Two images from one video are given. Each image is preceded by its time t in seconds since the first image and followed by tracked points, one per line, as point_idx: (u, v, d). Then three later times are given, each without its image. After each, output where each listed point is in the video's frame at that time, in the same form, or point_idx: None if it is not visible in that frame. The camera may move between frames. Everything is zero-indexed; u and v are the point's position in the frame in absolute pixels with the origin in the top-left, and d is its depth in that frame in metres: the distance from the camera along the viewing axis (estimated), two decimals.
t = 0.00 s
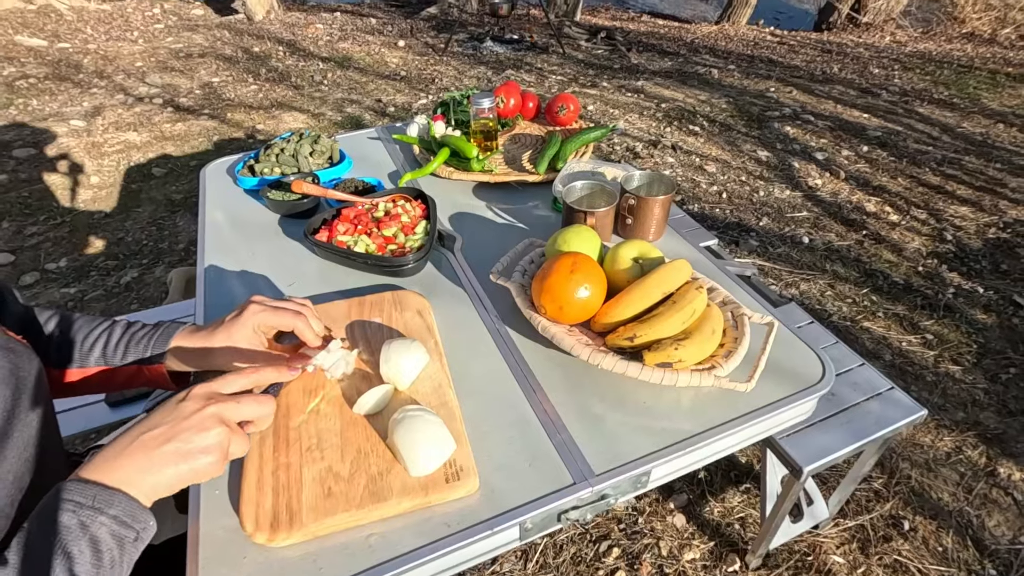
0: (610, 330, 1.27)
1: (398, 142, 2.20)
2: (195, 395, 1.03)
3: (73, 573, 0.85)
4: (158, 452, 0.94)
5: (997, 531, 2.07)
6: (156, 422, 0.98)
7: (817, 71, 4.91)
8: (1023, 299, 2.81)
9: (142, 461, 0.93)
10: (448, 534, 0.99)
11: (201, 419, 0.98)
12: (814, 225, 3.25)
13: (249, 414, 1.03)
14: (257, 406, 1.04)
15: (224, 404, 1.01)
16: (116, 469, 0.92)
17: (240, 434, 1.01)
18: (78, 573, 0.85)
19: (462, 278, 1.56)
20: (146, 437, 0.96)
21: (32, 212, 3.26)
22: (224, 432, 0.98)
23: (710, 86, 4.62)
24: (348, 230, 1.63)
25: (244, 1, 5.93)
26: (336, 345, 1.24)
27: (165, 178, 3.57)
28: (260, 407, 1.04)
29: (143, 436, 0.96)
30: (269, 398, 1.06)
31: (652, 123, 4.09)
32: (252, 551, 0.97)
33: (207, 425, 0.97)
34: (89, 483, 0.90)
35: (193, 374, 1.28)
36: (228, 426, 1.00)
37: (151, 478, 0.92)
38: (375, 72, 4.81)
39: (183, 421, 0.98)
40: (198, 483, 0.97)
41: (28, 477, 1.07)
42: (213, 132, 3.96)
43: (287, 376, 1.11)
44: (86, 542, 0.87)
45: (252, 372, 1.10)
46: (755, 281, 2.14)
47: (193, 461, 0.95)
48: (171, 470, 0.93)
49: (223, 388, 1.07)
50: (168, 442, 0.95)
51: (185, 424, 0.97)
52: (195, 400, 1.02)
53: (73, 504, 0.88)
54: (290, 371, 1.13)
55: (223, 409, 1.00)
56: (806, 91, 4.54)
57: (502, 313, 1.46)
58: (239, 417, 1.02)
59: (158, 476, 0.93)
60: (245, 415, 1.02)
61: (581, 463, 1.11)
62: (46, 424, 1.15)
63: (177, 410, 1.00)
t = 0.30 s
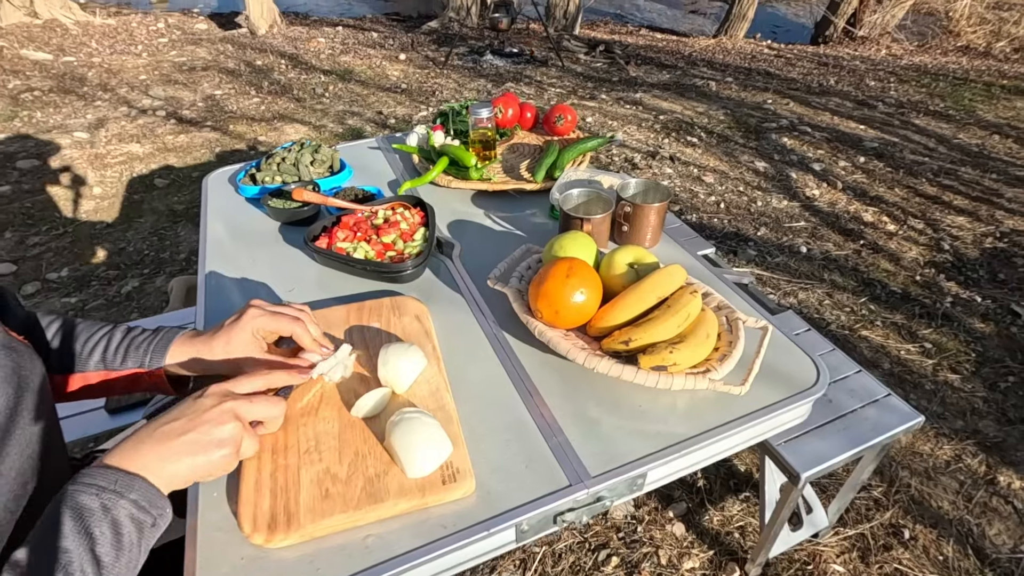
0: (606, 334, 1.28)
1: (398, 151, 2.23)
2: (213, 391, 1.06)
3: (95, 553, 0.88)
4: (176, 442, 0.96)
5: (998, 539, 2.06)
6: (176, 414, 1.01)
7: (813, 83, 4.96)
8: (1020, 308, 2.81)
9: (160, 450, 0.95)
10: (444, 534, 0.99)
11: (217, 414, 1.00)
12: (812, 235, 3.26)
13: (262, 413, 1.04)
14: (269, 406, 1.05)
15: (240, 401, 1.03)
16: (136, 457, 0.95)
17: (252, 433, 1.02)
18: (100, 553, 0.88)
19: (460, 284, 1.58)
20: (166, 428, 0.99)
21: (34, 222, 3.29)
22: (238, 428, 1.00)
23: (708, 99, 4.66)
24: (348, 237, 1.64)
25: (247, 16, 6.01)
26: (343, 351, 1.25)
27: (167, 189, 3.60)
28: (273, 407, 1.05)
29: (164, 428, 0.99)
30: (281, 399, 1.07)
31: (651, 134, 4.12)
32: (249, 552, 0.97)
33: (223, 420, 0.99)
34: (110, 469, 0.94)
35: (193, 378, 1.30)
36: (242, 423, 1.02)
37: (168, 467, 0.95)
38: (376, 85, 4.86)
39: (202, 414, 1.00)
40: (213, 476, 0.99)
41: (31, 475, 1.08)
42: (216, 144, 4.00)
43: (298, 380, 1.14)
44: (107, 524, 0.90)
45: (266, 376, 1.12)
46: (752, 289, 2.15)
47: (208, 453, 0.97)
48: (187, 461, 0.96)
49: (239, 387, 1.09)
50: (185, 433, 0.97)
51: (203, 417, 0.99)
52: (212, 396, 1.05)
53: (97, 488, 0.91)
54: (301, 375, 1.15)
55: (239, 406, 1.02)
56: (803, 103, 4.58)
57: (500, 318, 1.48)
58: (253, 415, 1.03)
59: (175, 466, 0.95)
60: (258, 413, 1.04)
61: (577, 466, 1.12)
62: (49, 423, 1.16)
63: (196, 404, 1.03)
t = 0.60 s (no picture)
0: (604, 338, 1.29)
1: (399, 160, 2.24)
2: (159, 417, 1.00)
3: None
4: (119, 480, 0.91)
5: (1000, 547, 2.05)
6: (118, 446, 0.95)
7: (811, 94, 5.00)
8: (1019, 315, 2.82)
9: (102, 490, 0.90)
10: (444, 535, 1.00)
11: (165, 443, 0.95)
12: (810, 243, 3.28)
13: (217, 435, 0.99)
14: (225, 424, 1.00)
15: (190, 425, 0.98)
16: (73, 500, 0.89)
17: (207, 457, 0.97)
18: None
19: (460, 289, 1.59)
20: (107, 463, 0.93)
21: (37, 231, 3.31)
22: (189, 457, 0.95)
23: (706, 109, 4.70)
24: (349, 243, 1.66)
25: (250, 28, 6.08)
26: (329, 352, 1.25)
27: (169, 199, 3.62)
28: (229, 425, 1.00)
29: (104, 463, 0.93)
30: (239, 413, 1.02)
31: (649, 144, 4.15)
32: (249, 552, 0.97)
33: (172, 450, 0.94)
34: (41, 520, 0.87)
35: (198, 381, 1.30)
36: (193, 449, 0.97)
37: (111, 507, 0.90)
38: (378, 96, 4.91)
39: (145, 446, 0.95)
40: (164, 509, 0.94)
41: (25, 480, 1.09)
42: (218, 154, 4.03)
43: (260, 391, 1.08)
44: None
45: (225, 389, 1.06)
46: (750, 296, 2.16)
47: (157, 488, 0.92)
48: (133, 498, 0.91)
49: (192, 407, 1.04)
50: (129, 469, 0.92)
51: (147, 449, 0.94)
52: (159, 422, 0.99)
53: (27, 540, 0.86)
54: (263, 386, 1.10)
55: (189, 432, 0.97)
56: (801, 114, 4.62)
57: (499, 322, 1.49)
58: (206, 438, 0.98)
59: (119, 505, 0.90)
60: (212, 437, 0.99)
61: (575, 466, 1.12)
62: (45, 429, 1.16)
63: (140, 433, 0.97)
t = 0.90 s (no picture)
0: (605, 344, 1.30)
1: (401, 169, 2.26)
2: (197, 401, 1.07)
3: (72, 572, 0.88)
4: (160, 455, 0.97)
5: (1005, 557, 2.03)
6: (158, 426, 1.01)
7: (810, 105, 5.04)
8: (1020, 324, 2.82)
9: (144, 463, 0.96)
10: (444, 540, 1.00)
11: (201, 423, 1.01)
12: (811, 252, 3.28)
13: (249, 420, 1.05)
14: (256, 411, 1.06)
15: (225, 409, 1.04)
16: (117, 471, 0.95)
17: (239, 441, 1.03)
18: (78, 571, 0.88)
19: (461, 296, 1.60)
20: (149, 441, 0.99)
21: (40, 241, 3.33)
22: (224, 437, 1.01)
23: (706, 120, 4.73)
24: (351, 250, 1.66)
25: (253, 41, 6.14)
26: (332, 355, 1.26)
27: (172, 209, 3.64)
28: (260, 412, 1.07)
29: (146, 440, 0.99)
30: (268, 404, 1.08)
31: (649, 154, 4.17)
32: (251, 557, 0.97)
33: (208, 429, 1.00)
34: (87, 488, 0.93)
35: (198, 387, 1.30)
36: (227, 431, 1.03)
37: (152, 479, 0.95)
38: (380, 107, 4.94)
39: (185, 425, 1.01)
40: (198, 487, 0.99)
41: (36, 481, 1.09)
42: (221, 164, 4.06)
43: (287, 385, 1.16)
44: (85, 541, 0.89)
45: (255, 381, 1.14)
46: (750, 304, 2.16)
47: (193, 464, 0.97)
48: (171, 472, 0.96)
49: (225, 395, 1.10)
50: (169, 445, 0.98)
51: (186, 428, 1.00)
52: (197, 405, 1.05)
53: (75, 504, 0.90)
54: (290, 379, 1.18)
55: (223, 414, 1.03)
56: (800, 124, 4.65)
57: (500, 329, 1.49)
58: (239, 423, 1.05)
59: (159, 477, 0.95)
60: (245, 421, 1.05)
61: (576, 472, 1.12)
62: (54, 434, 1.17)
63: (179, 415, 1.03)
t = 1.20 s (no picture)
0: (602, 349, 1.30)
1: (401, 177, 2.27)
2: (235, 391, 1.08)
3: (123, 543, 0.90)
4: (205, 438, 0.98)
5: (1009, 566, 2.02)
6: (200, 412, 1.03)
7: (808, 115, 5.07)
8: (1021, 332, 2.82)
9: (191, 444, 0.97)
10: (442, 545, 1.00)
11: (242, 411, 1.03)
12: (810, 261, 3.29)
13: (282, 413, 1.08)
14: (290, 405, 1.09)
15: (262, 400, 1.07)
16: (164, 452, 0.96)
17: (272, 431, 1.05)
18: (129, 541, 0.91)
19: (460, 303, 1.60)
20: (194, 424, 1.01)
21: (43, 251, 3.35)
22: (261, 426, 1.03)
23: (705, 130, 4.76)
24: (351, 257, 1.67)
25: (256, 53, 6.21)
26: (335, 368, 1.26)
27: (174, 219, 3.66)
28: (293, 406, 1.10)
29: (191, 424, 1.00)
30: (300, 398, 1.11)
31: (649, 164, 4.19)
32: (249, 561, 0.97)
33: (248, 417, 1.02)
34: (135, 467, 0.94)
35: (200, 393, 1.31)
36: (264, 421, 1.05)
37: (197, 461, 0.96)
38: (381, 118, 4.98)
39: (227, 412, 1.02)
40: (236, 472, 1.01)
41: (39, 482, 1.10)
42: (223, 175, 4.09)
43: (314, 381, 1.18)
44: (134, 515, 0.92)
45: (285, 376, 1.16)
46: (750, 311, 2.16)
47: (234, 449, 0.99)
48: (216, 455, 0.98)
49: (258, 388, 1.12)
50: (213, 428, 1.00)
51: (228, 414, 1.02)
52: (235, 395, 1.07)
53: (129, 480, 0.93)
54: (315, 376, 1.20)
55: (261, 405, 1.06)
56: (799, 134, 4.67)
57: (498, 335, 1.50)
58: (274, 414, 1.07)
59: (204, 459, 0.97)
60: (278, 413, 1.07)
61: (574, 477, 1.12)
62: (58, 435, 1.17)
63: (219, 403, 1.05)
